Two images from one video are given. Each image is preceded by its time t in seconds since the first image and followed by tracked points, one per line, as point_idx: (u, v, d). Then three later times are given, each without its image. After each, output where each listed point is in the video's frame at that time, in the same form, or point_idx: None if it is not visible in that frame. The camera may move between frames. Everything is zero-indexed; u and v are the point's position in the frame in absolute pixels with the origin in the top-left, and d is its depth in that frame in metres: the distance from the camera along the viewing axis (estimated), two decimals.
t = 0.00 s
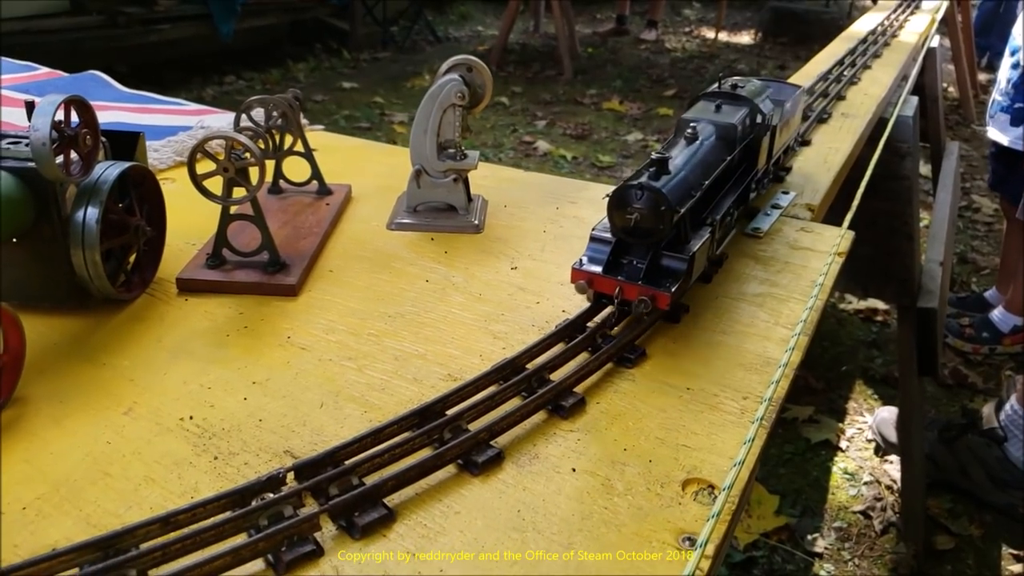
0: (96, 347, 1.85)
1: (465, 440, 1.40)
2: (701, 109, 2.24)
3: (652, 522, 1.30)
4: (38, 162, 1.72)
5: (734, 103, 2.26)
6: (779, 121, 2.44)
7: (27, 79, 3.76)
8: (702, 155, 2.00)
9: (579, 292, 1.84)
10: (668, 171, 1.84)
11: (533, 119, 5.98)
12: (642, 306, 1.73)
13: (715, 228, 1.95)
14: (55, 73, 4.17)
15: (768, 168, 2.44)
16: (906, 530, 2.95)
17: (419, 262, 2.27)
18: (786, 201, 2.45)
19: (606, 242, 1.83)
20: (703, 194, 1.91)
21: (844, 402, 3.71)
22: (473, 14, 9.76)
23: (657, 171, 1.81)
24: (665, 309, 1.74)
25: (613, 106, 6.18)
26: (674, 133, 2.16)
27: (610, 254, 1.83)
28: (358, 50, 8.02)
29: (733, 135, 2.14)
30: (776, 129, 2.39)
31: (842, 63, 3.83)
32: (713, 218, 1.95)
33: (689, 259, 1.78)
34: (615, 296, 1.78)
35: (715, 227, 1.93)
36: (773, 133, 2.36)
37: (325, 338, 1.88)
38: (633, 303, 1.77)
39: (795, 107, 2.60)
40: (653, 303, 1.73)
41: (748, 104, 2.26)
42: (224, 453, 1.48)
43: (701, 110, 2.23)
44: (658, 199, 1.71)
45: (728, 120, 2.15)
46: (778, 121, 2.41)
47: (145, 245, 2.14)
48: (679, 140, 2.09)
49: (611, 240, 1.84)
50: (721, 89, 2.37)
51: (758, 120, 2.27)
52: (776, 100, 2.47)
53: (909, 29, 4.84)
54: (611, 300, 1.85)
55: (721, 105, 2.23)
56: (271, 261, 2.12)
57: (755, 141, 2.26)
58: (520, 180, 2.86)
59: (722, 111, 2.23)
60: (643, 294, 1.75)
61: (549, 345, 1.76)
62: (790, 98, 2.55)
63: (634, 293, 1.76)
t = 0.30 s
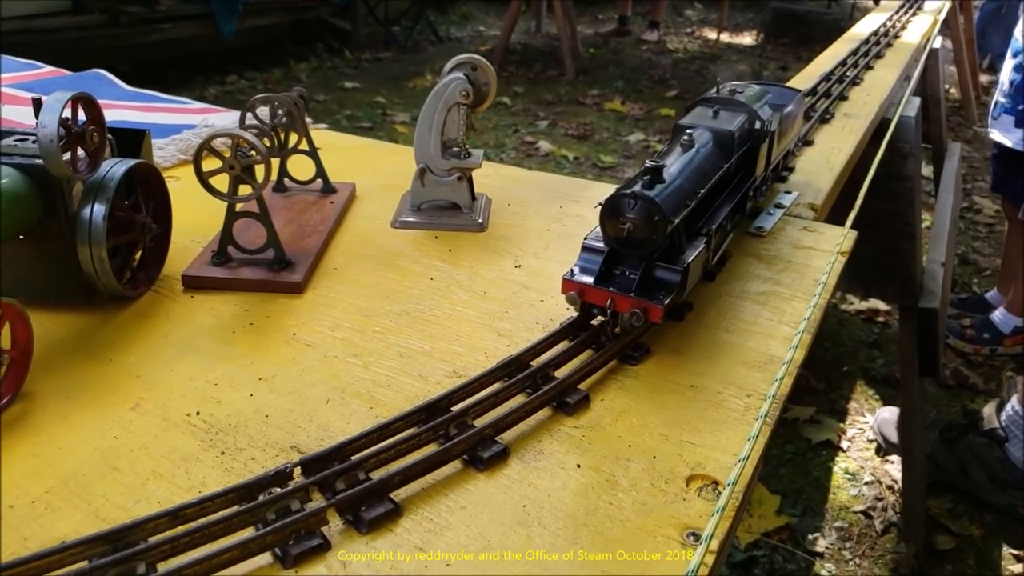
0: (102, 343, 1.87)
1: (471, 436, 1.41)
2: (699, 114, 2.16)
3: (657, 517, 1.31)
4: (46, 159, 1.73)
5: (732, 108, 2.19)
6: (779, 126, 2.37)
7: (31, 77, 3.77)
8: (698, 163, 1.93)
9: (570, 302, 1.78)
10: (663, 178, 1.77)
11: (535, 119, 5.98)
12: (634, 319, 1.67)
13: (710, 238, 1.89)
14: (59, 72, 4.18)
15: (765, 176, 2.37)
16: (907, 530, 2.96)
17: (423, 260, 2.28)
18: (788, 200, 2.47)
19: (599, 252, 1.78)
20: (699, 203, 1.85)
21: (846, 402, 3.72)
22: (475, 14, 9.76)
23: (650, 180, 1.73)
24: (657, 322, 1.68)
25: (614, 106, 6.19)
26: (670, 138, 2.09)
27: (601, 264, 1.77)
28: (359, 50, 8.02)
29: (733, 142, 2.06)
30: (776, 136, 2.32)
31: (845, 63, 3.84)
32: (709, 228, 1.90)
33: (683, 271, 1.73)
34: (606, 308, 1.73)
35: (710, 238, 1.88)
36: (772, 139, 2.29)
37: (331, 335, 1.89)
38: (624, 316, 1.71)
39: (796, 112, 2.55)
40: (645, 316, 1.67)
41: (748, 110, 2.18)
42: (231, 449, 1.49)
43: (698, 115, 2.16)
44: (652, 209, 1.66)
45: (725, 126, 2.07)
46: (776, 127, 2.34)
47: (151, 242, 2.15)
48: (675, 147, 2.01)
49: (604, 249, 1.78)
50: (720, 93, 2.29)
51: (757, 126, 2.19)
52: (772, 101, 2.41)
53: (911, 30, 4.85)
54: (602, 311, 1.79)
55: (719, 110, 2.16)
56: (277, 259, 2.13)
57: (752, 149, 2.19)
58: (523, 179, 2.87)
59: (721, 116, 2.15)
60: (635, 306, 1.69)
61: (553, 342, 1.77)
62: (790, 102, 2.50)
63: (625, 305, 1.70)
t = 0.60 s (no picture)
0: (113, 341, 1.88)
1: (478, 432, 1.42)
2: (694, 119, 2.09)
3: (663, 512, 1.32)
4: (56, 157, 1.75)
5: (728, 113, 2.11)
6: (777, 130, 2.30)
7: (38, 78, 3.79)
8: (692, 169, 1.86)
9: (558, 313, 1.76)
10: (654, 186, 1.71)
11: (538, 119, 5.99)
12: (622, 331, 1.64)
13: (704, 247, 1.83)
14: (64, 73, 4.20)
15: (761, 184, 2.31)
16: (910, 530, 2.97)
17: (429, 259, 2.29)
18: (793, 199, 2.48)
19: (587, 262, 1.74)
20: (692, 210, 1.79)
21: (849, 402, 3.73)
22: (478, 14, 9.77)
23: (640, 187, 1.67)
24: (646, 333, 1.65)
25: (617, 106, 6.19)
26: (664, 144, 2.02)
27: (590, 275, 1.74)
28: (362, 50, 8.03)
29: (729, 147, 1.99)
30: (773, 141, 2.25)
31: (849, 62, 3.85)
32: (702, 237, 1.84)
33: (673, 281, 1.68)
34: (595, 319, 1.70)
35: (704, 247, 1.82)
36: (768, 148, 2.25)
37: (338, 332, 1.90)
38: (612, 327, 1.68)
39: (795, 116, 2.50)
40: (633, 328, 1.64)
41: (744, 114, 2.11)
42: (241, 444, 1.50)
43: (693, 120, 2.09)
44: (641, 219, 1.61)
45: (721, 131, 2.00)
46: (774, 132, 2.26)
47: (159, 241, 2.16)
48: (668, 153, 1.94)
49: (593, 259, 1.74)
50: (717, 97, 2.22)
51: (755, 130, 2.12)
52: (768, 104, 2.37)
53: (916, 29, 4.85)
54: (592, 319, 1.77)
55: (716, 114, 2.08)
56: (284, 257, 2.15)
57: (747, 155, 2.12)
58: (528, 178, 2.88)
59: (717, 121, 2.08)
60: (623, 318, 1.65)
61: (559, 339, 1.78)
62: (790, 105, 2.45)
63: (613, 316, 1.66)
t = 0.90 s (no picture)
0: (125, 339, 1.90)
1: (488, 427, 1.44)
2: (693, 123, 2.06)
3: (673, 507, 1.33)
4: (69, 158, 1.78)
5: (729, 117, 2.08)
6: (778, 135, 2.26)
7: (47, 79, 3.81)
8: (686, 177, 1.81)
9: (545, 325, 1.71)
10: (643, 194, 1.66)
11: (543, 118, 6.00)
12: (610, 343, 1.59)
13: (698, 256, 1.77)
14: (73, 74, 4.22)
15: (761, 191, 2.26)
16: (918, 527, 2.97)
17: (437, 257, 2.31)
18: (800, 196, 2.49)
19: (577, 272, 1.69)
20: (685, 219, 1.74)
21: (856, 400, 3.73)
22: (483, 13, 9.77)
23: (629, 196, 1.62)
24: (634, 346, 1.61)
25: (623, 105, 6.19)
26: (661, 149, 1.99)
27: (578, 285, 1.69)
28: (367, 50, 8.05)
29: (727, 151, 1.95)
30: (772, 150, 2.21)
31: (856, 59, 3.85)
32: (697, 246, 1.78)
33: (663, 292, 1.62)
34: (583, 331, 1.65)
35: (698, 255, 1.77)
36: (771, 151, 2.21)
37: (349, 330, 1.92)
38: (601, 339, 1.64)
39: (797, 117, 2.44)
40: (621, 340, 1.60)
41: (745, 118, 2.08)
42: (254, 441, 1.51)
43: (692, 125, 2.05)
44: (629, 228, 1.56)
45: (719, 136, 1.96)
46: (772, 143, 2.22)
47: (170, 241, 2.18)
48: (663, 159, 1.89)
49: (582, 269, 1.69)
50: (717, 101, 2.19)
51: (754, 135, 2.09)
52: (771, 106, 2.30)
53: (923, 25, 4.84)
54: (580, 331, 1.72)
55: (715, 119, 2.05)
56: (294, 256, 2.16)
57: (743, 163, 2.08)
58: (535, 177, 2.89)
59: (716, 126, 2.04)
60: (611, 330, 1.60)
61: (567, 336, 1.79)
62: (791, 108, 2.39)
63: (601, 328, 1.62)
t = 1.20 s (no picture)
0: (138, 337, 1.92)
1: (498, 423, 1.45)
2: (692, 128, 2.02)
3: (682, 501, 1.34)
4: (81, 157, 1.80)
5: (731, 121, 2.07)
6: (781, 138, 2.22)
7: (55, 80, 3.83)
8: (680, 184, 1.76)
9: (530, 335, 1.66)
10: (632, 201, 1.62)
11: (549, 117, 6.00)
12: (594, 354, 1.55)
13: (690, 265, 1.73)
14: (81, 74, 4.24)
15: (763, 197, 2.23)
16: (925, 524, 2.98)
17: (445, 255, 2.32)
18: (807, 193, 2.50)
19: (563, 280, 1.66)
20: (676, 227, 1.70)
21: (863, 397, 3.73)
22: (487, 12, 9.78)
23: (616, 204, 1.59)
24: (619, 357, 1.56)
25: (628, 103, 6.19)
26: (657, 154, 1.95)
27: (564, 294, 1.65)
28: (372, 50, 8.06)
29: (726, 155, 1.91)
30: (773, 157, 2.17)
31: (862, 56, 3.85)
32: (688, 254, 1.74)
33: (650, 303, 1.58)
34: (566, 341, 1.61)
35: (689, 265, 1.72)
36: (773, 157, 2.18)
37: (358, 328, 1.93)
38: (584, 350, 1.59)
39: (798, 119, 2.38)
40: (605, 351, 1.55)
41: (746, 122, 2.06)
42: (266, 436, 1.53)
43: (690, 130, 2.01)
44: (615, 237, 1.53)
45: (716, 142, 1.92)
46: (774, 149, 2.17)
47: (180, 240, 2.19)
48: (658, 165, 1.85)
49: (569, 277, 1.66)
50: (719, 105, 2.17)
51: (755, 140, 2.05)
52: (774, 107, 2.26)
53: (930, 22, 4.84)
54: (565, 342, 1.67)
55: (714, 124, 2.02)
56: (303, 255, 2.18)
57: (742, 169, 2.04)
58: (542, 175, 2.90)
59: (715, 131, 2.01)
60: (596, 341, 1.56)
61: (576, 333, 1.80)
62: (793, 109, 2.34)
63: (585, 339, 1.57)
